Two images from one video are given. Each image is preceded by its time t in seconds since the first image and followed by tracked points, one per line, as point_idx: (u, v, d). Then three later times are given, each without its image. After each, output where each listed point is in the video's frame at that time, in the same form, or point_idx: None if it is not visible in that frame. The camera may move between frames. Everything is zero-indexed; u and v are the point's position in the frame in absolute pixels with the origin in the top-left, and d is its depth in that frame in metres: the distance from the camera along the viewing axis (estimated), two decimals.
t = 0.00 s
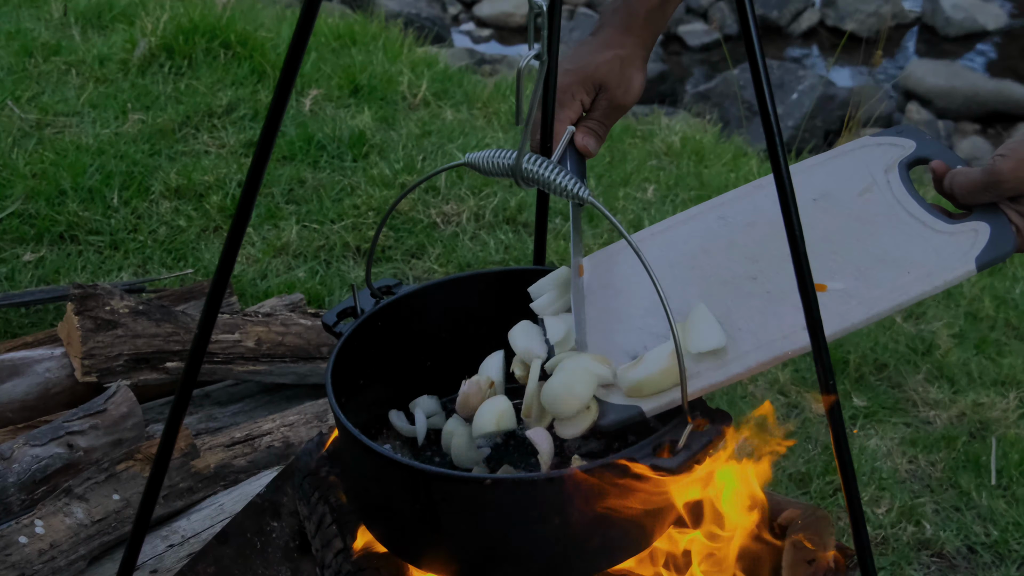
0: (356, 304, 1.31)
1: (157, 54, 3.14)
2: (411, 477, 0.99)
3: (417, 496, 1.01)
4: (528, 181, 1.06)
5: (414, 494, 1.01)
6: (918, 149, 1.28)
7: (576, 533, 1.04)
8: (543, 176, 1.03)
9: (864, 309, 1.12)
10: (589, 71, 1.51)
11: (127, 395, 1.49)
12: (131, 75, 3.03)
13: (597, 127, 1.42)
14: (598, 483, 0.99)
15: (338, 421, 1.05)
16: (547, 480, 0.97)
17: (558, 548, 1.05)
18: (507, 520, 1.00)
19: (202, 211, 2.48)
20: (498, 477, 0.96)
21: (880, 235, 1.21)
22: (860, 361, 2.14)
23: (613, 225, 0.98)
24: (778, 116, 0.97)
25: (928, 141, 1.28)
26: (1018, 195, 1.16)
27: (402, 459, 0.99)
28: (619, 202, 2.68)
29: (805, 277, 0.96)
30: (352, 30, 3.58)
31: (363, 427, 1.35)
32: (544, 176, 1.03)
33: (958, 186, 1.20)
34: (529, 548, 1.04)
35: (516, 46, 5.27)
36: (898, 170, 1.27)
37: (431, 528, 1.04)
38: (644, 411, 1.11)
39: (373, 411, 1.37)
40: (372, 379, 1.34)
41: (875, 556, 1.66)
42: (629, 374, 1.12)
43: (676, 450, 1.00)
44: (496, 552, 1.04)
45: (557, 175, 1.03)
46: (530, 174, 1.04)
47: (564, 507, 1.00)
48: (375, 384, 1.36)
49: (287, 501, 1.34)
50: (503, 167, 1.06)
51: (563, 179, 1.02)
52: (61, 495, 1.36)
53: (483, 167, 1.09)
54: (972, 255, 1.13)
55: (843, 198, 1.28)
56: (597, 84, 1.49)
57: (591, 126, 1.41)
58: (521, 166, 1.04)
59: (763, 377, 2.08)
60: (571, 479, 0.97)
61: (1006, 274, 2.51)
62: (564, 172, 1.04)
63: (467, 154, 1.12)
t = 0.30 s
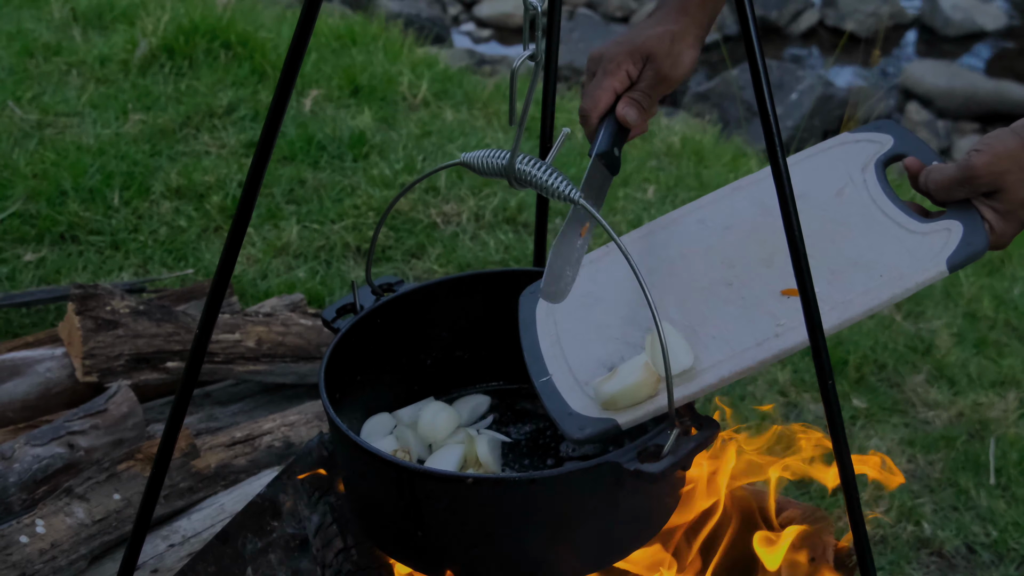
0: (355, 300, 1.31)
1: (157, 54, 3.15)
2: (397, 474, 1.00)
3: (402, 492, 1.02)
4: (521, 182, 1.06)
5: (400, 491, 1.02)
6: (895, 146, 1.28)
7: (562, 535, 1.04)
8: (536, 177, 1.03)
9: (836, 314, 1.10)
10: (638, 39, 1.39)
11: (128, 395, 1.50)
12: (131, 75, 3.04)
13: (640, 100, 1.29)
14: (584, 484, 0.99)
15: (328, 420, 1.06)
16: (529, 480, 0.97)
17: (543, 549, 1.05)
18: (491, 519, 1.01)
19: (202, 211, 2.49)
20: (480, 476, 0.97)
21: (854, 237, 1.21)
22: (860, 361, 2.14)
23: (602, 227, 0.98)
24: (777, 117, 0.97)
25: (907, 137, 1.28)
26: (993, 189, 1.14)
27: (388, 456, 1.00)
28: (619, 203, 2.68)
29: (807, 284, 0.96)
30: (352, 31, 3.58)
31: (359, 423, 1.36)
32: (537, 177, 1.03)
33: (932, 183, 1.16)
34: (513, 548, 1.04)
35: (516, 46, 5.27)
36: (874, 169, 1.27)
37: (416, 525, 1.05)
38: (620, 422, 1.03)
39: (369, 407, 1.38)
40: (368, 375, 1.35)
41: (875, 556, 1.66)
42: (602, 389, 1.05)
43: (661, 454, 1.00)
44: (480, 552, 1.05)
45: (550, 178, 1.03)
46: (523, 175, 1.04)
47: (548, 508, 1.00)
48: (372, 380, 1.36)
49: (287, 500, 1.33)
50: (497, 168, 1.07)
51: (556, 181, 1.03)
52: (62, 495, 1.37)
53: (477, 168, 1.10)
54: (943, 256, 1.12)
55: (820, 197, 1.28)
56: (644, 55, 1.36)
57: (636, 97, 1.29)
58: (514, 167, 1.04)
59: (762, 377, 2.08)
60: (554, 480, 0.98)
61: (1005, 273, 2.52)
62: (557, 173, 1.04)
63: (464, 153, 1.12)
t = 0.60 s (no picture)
0: (355, 300, 1.32)
1: (157, 54, 3.15)
2: (393, 475, 1.01)
3: (399, 494, 1.03)
4: (521, 182, 1.06)
5: (396, 492, 1.03)
6: (908, 143, 1.29)
7: (557, 536, 1.04)
8: (536, 178, 1.04)
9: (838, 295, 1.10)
10: (665, 40, 1.32)
11: (128, 395, 1.50)
12: (131, 75, 3.04)
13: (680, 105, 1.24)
14: (579, 484, 1.00)
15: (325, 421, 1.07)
16: (525, 480, 0.98)
17: (541, 549, 1.05)
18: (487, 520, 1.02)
19: (202, 211, 2.49)
20: (476, 476, 0.97)
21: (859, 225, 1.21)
22: (860, 360, 2.14)
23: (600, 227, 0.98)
24: (777, 117, 0.97)
25: (920, 135, 1.28)
26: (1002, 181, 1.14)
27: (384, 457, 1.01)
28: (619, 203, 2.68)
29: (806, 278, 0.96)
30: (352, 31, 3.58)
31: (358, 424, 1.36)
32: (536, 177, 1.04)
33: (942, 174, 1.18)
34: (511, 547, 1.05)
35: (516, 46, 5.27)
36: (887, 164, 1.27)
37: (413, 526, 1.05)
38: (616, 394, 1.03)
39: (369, 406, 1.39)
40: (368, 374, 1.35)
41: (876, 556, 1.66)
42: (569, 373, 1.03)
43: (658, 456, 0.98)
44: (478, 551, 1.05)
45: (550, 178, 1.03)
46: (523, 175, 1.05)
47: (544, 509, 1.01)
48: (372, 379, 1.36)
49: (289, 502, 1.32)
50: (495, 167, 1.07)
51: (555, 182, 1.03)
52: (62, 495, 1.37)
53: (477, 168, 1.10)
54: (948, 242, 1.12)
55: (829, 187, 1.28)
56: (678, 54, 1.29)
57: (671, 101, 1.24)
58: (514, 167, 1.05)
59: (762, 377, 2.08)
60: (549, 480, 0.98)
61: (1005, 273, 2.51)
62: (557, 173, 1.04)
63: (464, 153, 1.12)
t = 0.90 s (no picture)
0: (354, 303, 1.31)
1: (157, 54, 3.15)
2: (402, 477, 1.00)
3: (408, 495, 1.02)
4: (522, 182, 1.06)
5: (405, 494, 1.02)
6: (921, 135, 1.25)
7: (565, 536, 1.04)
8: (537, 177, 1.03)
9: (848, 291, 1.09)
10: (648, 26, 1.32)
11: (128, 394, 1.50)
12: (131, 76, 3.04)
13: (645, 91, 1.23)
14: (587, 484, 0.99)
15: (332, 423, 1.06)
16: (535, 481, 0.97)
17: (551, 549, 1.05)
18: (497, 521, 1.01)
19: (202, 211, 2.49)
20: (486, 479, 0.97)
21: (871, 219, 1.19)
22: (859, 361, 2.14)
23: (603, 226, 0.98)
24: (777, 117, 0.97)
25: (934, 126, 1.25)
26: (1015, 174, 1.11)
27: (393, 459, 1.00)
28: (619, 203, 2.68)
29: (806, 280, 0.96)
30: (352, 31, 3.59)
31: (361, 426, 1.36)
32: (538, 177, 1.04)
33: (954, 167, 1.16)
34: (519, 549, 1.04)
35: (516, 46, 5.27)
36: (901, 157, 1.24)
37: (422, 528, 1.05)
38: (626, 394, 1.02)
39: (371, 408, 1.39)
40: (369, 377, 1.35)
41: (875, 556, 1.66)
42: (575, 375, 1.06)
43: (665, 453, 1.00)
44: (488, 553, 1.05)
45: (551, 178, 1.03)
46: (524, 175, 1.05)
47: (554, 508, 1.00)
48: (373, 381, 1.37)
49: (288, 501, 1.34)
50: (497, 169, 1.07)
51: (557, 181, 1.03)
52: (62, 495, 1.37)
53: (477, 168, 1.09)
54: (959, 236, 1.10)
55: (840, 181, 1.26)
56: (654, 44, 1.30)
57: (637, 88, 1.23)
58: (515, 168, 1.04)
59: (762, 377, 2.09)
60: (558, 479, 0.98)
61: (1005, 273, 2.51)
62: (558, 173, 1.04)
63: (463, 154, 1.12)
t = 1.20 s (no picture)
0: (354, 307, 1.28)
1: (156, 54, 3.14)
2: (417, 480, 1.00)
3: (422, 499, 1.01)
4: (527, 182, 1.06)
5: (420, 498, 1.02)
6: (965, 87, 1.26)
7: (581, 534, 1.04)
8: (542, 177, 1.04)
9: (887, 243, 1.09)
10: None
11: (127, 395, 1.49)
12: (130, 75, 3.03)
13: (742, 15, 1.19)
14: (603, 483, 0.99)
15: (341, 427, 1.06)
16: (553, 481, 0.97)
17: (564, 548, 1.05)
18: (514, 522, 1.01)
19: (201, 211, 2.48)
20: (503, 480, 0.97)
21: (913, 172, 1.20)
22: (860, 361, 2.14)
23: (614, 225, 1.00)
24: (776, 113, 0.99)
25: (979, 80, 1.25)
26: None
27: (407, 463, 1.00)
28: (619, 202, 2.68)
29: (807, 280, 0.98)
30: (351, 30, 3.58)
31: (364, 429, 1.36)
32: (542, 176, 1.04)
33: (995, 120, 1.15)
34: (535, 548, 1.04)
35: (516, 46, 5.27)
36: (942, 109, 1.25)
37: (437, 530, 1.04)
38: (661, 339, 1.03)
39: (373, 412, 1.38)
40: (370, 381, 1.35)
41: (876, 557, 1.66)
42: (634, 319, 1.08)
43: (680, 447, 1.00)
44: (503, 553, 1.05)
45: (555, 175, 1.04)
46: (529, 175, 1.04)
47: (570, 509, 1.00)
48: (374, 385, 1.36)
49: (288, 503, 1.32)
50: (501, 168, 1.07)
51: (560, 179, 1.04)
52: (61, 495, 1.36)
53: (481, 169, 1.09)
54: (998, 191, 1.08)
55: (884, 137, 1.29)
56: None
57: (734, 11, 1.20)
58: (520, 167, 1.04)
59: (763, 377, 2.08)
60: (574, 479, 0.98)
61: (1006, 273, 2.51)
62: (561, 171, 1.05)
63: (465, 155, 1.12)
